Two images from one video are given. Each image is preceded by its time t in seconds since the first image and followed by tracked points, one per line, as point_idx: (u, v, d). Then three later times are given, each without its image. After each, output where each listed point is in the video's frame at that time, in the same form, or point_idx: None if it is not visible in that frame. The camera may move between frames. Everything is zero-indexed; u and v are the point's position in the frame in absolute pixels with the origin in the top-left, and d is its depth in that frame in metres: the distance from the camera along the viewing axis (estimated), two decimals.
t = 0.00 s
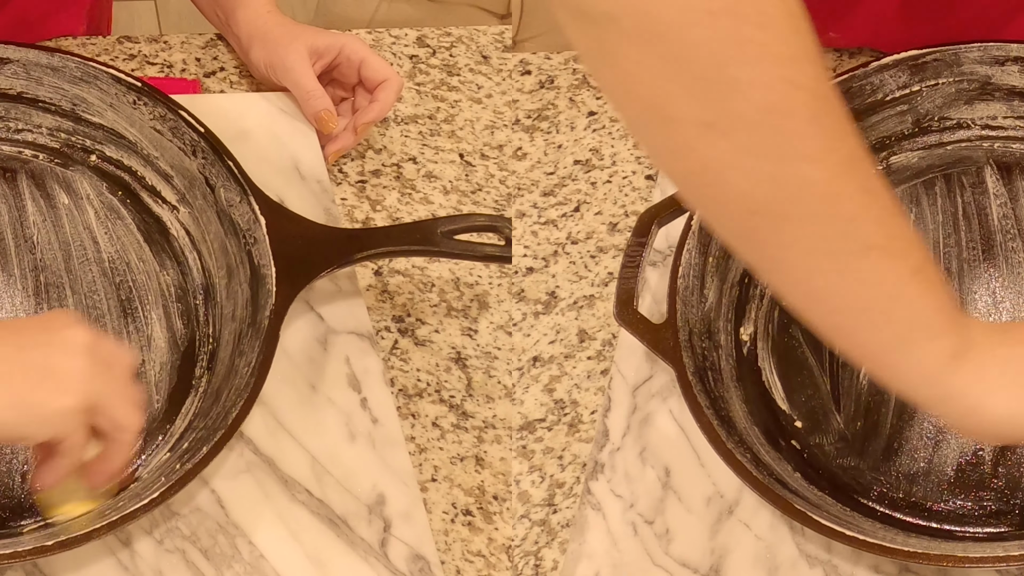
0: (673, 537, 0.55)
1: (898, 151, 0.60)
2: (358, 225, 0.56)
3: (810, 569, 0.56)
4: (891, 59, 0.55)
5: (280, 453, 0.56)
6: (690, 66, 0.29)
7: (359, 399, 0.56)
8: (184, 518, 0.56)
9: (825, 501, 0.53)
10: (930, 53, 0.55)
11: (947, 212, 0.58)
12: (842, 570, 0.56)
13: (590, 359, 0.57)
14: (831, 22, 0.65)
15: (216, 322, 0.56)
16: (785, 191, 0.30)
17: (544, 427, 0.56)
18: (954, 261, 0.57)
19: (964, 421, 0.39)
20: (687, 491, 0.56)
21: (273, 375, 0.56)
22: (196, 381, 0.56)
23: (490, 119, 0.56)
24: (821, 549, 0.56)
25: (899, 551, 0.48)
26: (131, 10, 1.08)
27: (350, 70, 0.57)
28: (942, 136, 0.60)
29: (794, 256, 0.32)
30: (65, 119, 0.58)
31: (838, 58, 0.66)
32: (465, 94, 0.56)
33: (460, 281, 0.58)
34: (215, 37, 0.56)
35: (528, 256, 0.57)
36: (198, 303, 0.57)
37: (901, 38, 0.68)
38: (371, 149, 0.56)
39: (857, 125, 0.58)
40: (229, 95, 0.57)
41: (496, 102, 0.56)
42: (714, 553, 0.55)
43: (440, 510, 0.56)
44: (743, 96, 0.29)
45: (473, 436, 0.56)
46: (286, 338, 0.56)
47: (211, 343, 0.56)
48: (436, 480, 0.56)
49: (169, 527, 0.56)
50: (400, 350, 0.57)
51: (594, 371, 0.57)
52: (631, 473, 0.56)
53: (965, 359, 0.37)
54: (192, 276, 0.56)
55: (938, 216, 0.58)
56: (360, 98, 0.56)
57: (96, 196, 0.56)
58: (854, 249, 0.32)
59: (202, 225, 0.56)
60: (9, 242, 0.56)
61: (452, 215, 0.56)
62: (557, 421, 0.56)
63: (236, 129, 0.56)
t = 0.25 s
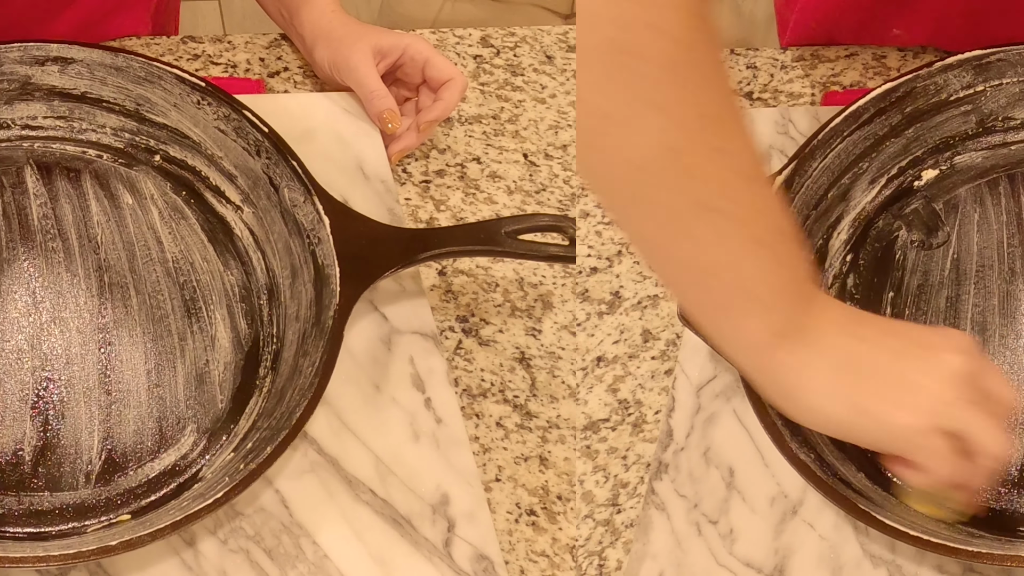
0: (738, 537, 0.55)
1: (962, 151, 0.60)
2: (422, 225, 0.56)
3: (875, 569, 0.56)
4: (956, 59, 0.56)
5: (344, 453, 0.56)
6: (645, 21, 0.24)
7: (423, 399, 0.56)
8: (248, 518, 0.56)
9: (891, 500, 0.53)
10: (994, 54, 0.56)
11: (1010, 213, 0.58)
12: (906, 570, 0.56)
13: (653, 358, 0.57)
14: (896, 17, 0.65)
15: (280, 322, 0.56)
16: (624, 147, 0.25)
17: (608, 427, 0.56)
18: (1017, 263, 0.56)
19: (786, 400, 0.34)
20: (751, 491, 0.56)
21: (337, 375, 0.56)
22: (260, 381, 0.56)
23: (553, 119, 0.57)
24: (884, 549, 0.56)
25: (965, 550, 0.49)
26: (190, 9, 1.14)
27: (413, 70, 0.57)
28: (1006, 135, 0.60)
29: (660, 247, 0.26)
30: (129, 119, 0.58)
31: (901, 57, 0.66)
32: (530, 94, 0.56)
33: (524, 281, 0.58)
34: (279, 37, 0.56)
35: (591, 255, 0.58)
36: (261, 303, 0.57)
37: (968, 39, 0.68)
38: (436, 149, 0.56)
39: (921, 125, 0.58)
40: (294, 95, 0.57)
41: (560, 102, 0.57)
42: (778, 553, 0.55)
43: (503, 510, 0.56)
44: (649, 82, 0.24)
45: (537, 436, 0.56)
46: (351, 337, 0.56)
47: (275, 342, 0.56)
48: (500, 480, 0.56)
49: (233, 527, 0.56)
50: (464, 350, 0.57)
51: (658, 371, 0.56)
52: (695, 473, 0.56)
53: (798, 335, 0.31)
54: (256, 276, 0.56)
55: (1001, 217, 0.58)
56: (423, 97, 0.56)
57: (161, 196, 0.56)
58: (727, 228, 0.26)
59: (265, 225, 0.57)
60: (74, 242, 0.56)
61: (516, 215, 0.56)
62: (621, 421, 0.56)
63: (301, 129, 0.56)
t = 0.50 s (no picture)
0: (802, 537, 0.54)
1: None
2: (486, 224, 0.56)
3: (939, 569, 0.55)
4: (1016, 60, 0.56)
5: (408, 453, 0.56)
6: (715, 87, 0.23)
7: (487, 399, 0.56)
8: (312, 518, 0.56)
9: (952, 500, 0.53)
10: None
11: None
12: (971, 570, 0.56)
13: (717, 359, 0.58)
14: (961, 16, 0.67)
15: (344, 322, 0.56)
16: (767, 255, 0.27)
17: (671, 427, 0.57)
18: None
19: (863, 401, 0.39)
20: (814, 491, 0.56)
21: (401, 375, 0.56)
22: (323, 381, 0.56)
23: (617, 119, 0.56)
24: (949, 549, 0.56)
25: None
26: None
27: (477, 71, 0.57)
28: None
29: (770, 291, 0.29)
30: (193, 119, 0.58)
31: (965, 57, 0.68)
32: (594, 94, 0.57)
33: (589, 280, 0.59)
34: (343, 37, 0.56)
35: (657, 255, 0.58)
36: (325, 303, 0.57)
37: None
38: (499, 149, 0.56)
39: (984, 125, 0.58)
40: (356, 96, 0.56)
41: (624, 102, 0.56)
42: (842, 553, 0.55)
43: (568, 510, 0.56)
44: (773, 164, 0.25)
45: (601, 436, 0.56)
46: (416, 338, 0.56)
47: (340, 343, 0.56)
48: (564, 481, 0.56)
49: (297, 527, 0.56)
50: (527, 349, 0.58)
51: (722, 371, 0.57)
52: (758, 472, 0.56)
53: (867, 342, 0.34)
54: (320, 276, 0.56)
55: None
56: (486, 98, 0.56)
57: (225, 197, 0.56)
58: (816, 258, 0.27)
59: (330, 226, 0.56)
60: (139, 243, 0.56)
61: (580, 215, 0.56)
62: (685, 421, 0.56)
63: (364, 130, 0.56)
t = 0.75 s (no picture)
0: (867, 537, 0.54)
1: None
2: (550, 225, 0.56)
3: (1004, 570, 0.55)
4: None
5: (472, 453, 0.56)
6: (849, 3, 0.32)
7: (551, 399, 0.56)
8: (376, 518, 0.55)
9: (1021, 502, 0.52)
10: None
11: None
12: None
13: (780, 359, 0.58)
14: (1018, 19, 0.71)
15: (408, 322, 0.56)
16: (927, 130, 0.33)
17: (735, 427, 0.57)
18: None
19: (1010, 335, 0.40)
20: (878, 491, 0.56)
21: (466, 374, 0.56)
22: (387, 381, 0.56)
23: (682, 118, 0.61)
24: (1014, 551, 0.55)
25: None
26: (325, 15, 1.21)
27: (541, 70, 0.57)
28: None
29: (882, 197, 0.36)
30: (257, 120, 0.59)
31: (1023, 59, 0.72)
32: (658, 93, 0.61)
33: (652, 280, 0.61)
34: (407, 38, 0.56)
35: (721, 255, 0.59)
36: (389, 304, 0.57)
37: None
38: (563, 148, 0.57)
39: None
40: (420, 96, 0.56)
41: (688, 102, 0.62)
42: (906, 553, 0.54)
43: (632, 510, 0.55)
44: (885, 55, 0.32)
45: (666, 436, 0.56)
46: (481, 337, 0.57)
47: (404, 342, 0.56)
48: (628, 481, 0.56)
49: (361, 527, 0.55)
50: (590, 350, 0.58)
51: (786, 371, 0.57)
52: (823, 472, 0.56)
53: None
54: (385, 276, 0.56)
55: None
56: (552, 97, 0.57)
57: (289, 197, 0.57)
58: (960, 146, 0.33)
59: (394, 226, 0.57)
60: (204, 242, 0.56)
61: (644, 215, 0.56)
62: (749, 421, 0.56)
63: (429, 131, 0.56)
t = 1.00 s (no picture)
0: (931, 536, 0.54)
1: None
2: (613, 225, 0.56)
3: None
4: None
5: (536, 453, 0.56)
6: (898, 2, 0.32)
7: (616, 399, 0.56)
8: (441, 518, 0.55)
9: None
10: None
11: None
12: None
13: (844, 359, 0.58)
14: None
15: (472, 321, 0.56)
16: (968, 141, 0.34)
17: (799, 427, 0.57)
18: None
19: None
20: (941, 490, 0.55)
21: (529, 374, 0.57)
22: (451, 381, 0.56)
23: (745, 118, 0.63)
24: None
25: None
26: (387, 12, 1.23)
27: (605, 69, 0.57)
28: None
29: (949, 188, 0.36)
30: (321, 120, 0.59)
31: None
32: (722, 93, 0.63)
33: (717, 280, 0.61)
34: (471, 37, 0.56)
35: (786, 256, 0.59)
36: (453, 303, 0.57)
37: None
38: (627, 148, 0.57)
39: None
40: (484, 96, 0.57)
41: (751, 100, 0.64)
42: (970, 553, 0.54)
43: (696, 510, 0.55)
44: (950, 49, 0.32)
45: (730, 436, 0.56)
46: (545, 337, 0.57)
47: (468, 342, 0.56)
48: (691, 481, 0.56)
49: (425, 527, 0.55)
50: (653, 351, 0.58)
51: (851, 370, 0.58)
52: (887, 472, 0.56)
53: None
54: (449, 276, 0.56)
55: None
56: (616, 96, 0.57)
57: (353, 198, 0.57)
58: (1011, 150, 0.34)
59: (458, 226, 0.57)
60: (268, 242, 0.56)
61: (708, 215, 0.56)
62: (813, 421, 0.57)
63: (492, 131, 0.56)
